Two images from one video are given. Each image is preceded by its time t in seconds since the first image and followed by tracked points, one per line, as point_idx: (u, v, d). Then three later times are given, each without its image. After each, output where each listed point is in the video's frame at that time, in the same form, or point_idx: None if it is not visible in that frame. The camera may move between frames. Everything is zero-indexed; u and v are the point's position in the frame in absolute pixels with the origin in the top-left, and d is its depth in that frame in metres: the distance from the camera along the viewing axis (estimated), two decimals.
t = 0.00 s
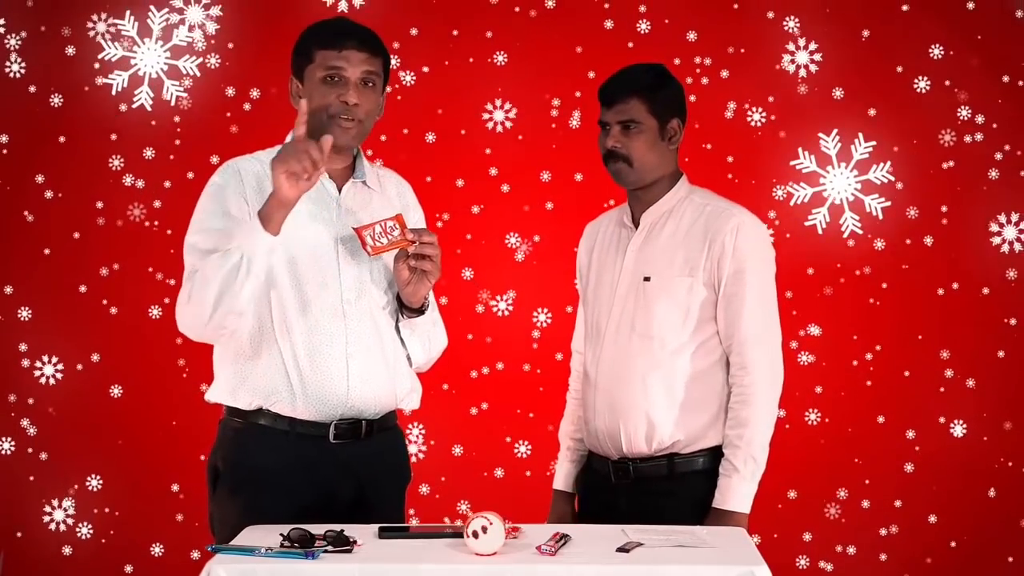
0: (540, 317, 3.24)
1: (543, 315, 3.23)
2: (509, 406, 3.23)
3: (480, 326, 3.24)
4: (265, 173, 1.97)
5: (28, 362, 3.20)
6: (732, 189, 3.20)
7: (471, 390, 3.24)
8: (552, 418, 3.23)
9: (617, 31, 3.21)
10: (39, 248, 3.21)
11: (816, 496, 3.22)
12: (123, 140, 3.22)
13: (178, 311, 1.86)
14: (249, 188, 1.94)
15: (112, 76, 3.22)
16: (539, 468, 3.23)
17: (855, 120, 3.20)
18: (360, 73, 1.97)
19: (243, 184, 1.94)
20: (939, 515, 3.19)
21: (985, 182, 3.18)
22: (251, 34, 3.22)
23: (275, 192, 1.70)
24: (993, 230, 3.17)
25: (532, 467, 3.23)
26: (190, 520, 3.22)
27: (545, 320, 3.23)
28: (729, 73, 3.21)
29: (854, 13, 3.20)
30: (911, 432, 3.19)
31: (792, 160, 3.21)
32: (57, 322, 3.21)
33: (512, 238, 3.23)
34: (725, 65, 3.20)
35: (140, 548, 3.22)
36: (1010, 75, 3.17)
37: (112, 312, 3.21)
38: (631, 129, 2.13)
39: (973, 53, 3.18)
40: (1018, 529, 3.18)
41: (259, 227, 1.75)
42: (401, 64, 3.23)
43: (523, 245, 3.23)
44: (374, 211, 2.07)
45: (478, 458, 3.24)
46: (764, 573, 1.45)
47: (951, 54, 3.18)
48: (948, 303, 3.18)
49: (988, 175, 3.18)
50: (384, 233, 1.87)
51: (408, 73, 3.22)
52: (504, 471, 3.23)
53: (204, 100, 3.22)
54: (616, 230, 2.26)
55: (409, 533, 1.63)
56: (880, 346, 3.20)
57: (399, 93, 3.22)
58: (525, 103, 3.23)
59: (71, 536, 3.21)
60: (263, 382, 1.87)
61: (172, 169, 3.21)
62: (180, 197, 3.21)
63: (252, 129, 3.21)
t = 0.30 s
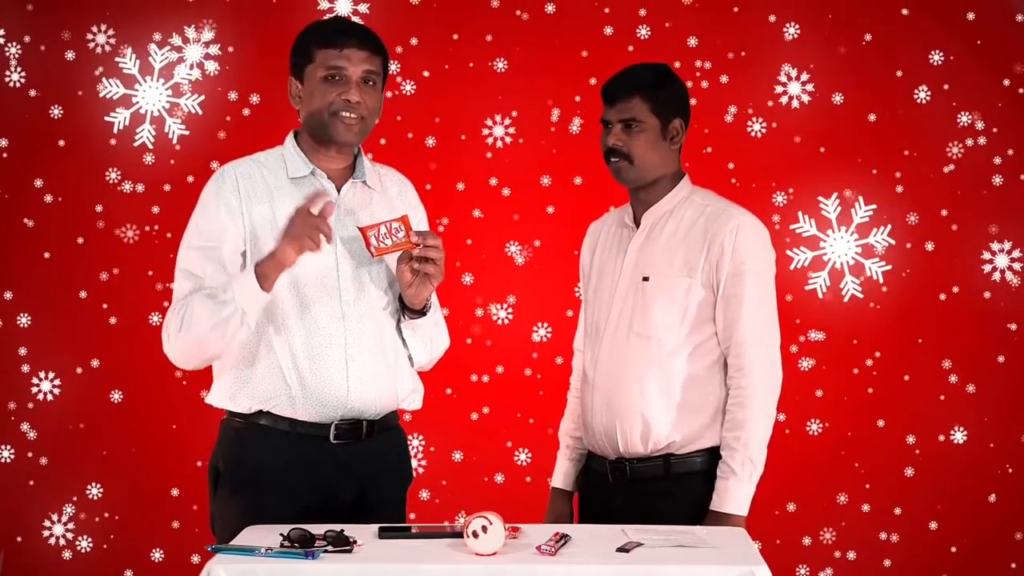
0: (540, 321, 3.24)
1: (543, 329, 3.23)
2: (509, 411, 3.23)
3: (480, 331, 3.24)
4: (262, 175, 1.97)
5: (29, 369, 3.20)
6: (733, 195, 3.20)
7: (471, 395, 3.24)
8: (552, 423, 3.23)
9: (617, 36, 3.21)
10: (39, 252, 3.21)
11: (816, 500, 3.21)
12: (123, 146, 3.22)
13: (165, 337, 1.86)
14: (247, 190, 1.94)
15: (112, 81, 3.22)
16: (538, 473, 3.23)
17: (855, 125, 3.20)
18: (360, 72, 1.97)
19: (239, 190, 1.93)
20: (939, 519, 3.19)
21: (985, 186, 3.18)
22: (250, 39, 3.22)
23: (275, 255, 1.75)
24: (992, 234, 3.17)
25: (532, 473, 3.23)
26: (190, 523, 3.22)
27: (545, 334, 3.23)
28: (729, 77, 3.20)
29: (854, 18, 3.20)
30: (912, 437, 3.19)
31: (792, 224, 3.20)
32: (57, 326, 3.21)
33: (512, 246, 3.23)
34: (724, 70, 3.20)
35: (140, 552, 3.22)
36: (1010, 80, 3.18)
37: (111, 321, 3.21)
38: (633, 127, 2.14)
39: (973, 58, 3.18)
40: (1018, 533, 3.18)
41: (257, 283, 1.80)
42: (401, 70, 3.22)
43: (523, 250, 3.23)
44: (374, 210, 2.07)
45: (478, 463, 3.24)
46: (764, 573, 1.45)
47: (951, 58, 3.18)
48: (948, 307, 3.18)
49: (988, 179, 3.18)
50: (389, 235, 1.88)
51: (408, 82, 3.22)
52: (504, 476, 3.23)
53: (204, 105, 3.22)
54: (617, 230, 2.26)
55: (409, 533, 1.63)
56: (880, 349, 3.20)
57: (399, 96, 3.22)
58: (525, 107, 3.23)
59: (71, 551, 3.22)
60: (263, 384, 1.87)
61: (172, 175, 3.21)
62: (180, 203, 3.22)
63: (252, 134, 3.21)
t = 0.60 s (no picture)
0: (541, 325, 3.24)
1: (543, 342, 3.24)
2: (509, 414, 3.24)
3: (481, 335, 3.24)
4: (261, 177, 1.97)
5: (29, 375, 3.20)
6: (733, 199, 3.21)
7: (471, 398, 3.24)
8: (552, 427, 3.23)
9: (617, 41, 3.22)
10: (39, 255, 3.21)
11: (816, 504, 3.21)
12: (122, 150, 3.22)
13: (174, 346, 1.87)
14: (246, 191, 1.94)
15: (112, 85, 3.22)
16: (539, 477, 3.23)
17: (855, 130, 3.20)
18: (363, 72, 1.98)
19: (238, 195, 1.93)
20: (939, 523, 3.19)
21: (985, 191, 3.18)
22: (251, 44, 3.22)
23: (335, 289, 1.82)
24: (992, 238, 3.17)
25: (533, 478, 3.23)
26: (191, 527, 3.22)
27: (545, 348, 3.23)
28: (729, 82, 3.21)
29: (854, 23, 3.20)
30: (912, 441, 3.19)
31: (792, 282, 3.21)
32: (57, 331, 3.21)
33: (513, 254, 3.23)
34: (725, 75, 3.21)
35: (140, 557, 3.22)
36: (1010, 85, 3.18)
37: (111, 330, 3.22)
38: (637, 125, 2.14)
39: (973, 62, 3.18)
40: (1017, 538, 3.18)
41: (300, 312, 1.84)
42: (401, 74, 3.22)
43: (523, 256, 3.23)
44: (372, 211, 2.07)
45: (478, 467, 3.24)
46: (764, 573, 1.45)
47: (951, 63, 3.18)
48: (948, 311, 3.18)
49: (988, 184, 3.18)
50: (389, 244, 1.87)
51: (408, 90, 3.22)
52: (504, 480, 3.23)
53: (204, 110, 3.22)
54: (619, 230, 2.26)
55: (409, 533, 1.63)
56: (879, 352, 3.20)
57: (400, 100, 3.22)
58: (525, 111, 3.23)
59: (72, 563, 3.22)
60: (264, 387, 1.87)
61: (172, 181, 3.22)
62: (180, 208, 3.22)
63: (252, 138, 3.21)
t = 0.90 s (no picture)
0: (541, 329, 3.24)
1: (544, 355, 3.23)
2: (510, 418, 3.23)
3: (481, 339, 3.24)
4: (261, 177, 1.96)
5: (28, 380, 3.20)
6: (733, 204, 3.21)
7: (471, 402, 3.24)
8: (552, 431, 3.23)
9: (617, 46, 3.22)
10: (38, 259, 3.21)
11: (816, 507, 3.21)
12: (122, 153, 3.22)
13: (175, 347, 1.86)
14: (247, 191, 1.94)
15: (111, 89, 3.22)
16: (539, 481, 3.23)
17: (854, 134, 3.20)
18: (360, 72, 1.98)
19: (239, 194, 1.92)
20: (939, 527, 3.19)
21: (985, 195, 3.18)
22: (251, 49, 3.22)
23: (341, 296, 1.81)
24: (991, 242, 3.18)
25: (533, 482, 3.22)
26: (191, 531, 3.22)
27: (546, 361, 3.24)
28: (728, 87, 3.21)
29: (854, 27, 3.20)
30: (912, 445, 3.19)
31: (791, 303, 3.21)
32: (56, 335, 3.21)
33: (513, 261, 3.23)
34: (724, 79, 3.21)
35: (140, 561, 3.22)
36: (1010, 89, 3.18)
37: (111, 339, 3.22)
38: (640, 125, 2.15)
39: (973, 67, 3.19)
40: (1018, 541, 3.18)
41: (305, 318, 1.83)
42: (401, 79, 3.23)
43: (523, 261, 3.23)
44: (371, 210, 2.07)
45: (479, 471, 3.23)
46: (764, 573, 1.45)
47: (951, 66, 3.19)
48: (948, 315, 3.18)
49: (987, 188, 3.18)
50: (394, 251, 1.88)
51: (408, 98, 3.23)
52: (504, 484, 3.23)
53: (204, 114, 3.23)
54: (620, 229, 2.26)
55: (409, 533, 1.63)
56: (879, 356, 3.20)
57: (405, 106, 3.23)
58: (525, 115, 3.23)
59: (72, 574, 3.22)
60: (266, 388, 1.87)
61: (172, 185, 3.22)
62: (180, 212, 3.22)
63: (253, 142, 3.22)
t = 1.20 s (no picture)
0: (541, 333, 3.24)
1: (543, 366, 3.23)
2: (510, 421, 3.24)
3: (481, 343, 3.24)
4: (261, 177, 1.96)
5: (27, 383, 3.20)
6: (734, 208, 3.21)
7: (471, 405, 3.24)
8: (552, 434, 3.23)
9: (617, 49, 3.22)
10: (37, 263, 3.21)
11: (816, 510, 3.21)
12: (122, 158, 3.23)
13: (174, 347, 1.86)
14: (247, 191, 1.94)
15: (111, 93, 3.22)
16: (540, 485, 3.22)
17: (855, 137, 3.20)
18: (359, 73, 1.98)
19: (239, 195, 1.92)
20: (939, 530, 3.19)
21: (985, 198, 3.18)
22: (251, 53, 3.23)
23: (340, 302, 1.81)
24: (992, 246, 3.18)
25: (533, 486, 3.22)
26: (190, 534, 3.22)
27: (545, 373, 3.24)
28: (729, 91, 3.21)
29: (854, 31, 3.20)
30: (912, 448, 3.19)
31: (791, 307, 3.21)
32: (56, 339, 3.21)
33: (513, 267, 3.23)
34: (725, 83, 3.21)
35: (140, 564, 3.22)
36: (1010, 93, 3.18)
37: (111, 346, 3.22)
38: (643, 126, 2.15)
39: (972, 70, 3.19)
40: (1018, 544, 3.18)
41: (306, 324, 1.83)
42: (401, 83, 3.23)
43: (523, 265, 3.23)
44: (371, 211, 2.07)
45: (479, 474, 3.23)
46: (764, 573, 1.45)
47: (951, 70, 3.19)
48: (948, 319, 3.18)
49: (988, 191, 3.18)
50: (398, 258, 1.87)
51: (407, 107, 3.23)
52: (504, 487, 3.23)
53: (204, 118, 3.23)
54: (620, 228, 2.26)
55: (409, 533, 1.63)
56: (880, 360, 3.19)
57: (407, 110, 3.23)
58: (525, 119, 3.23)
59: None
60: (266, 390, 1.87)
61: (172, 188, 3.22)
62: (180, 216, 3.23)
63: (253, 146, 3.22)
